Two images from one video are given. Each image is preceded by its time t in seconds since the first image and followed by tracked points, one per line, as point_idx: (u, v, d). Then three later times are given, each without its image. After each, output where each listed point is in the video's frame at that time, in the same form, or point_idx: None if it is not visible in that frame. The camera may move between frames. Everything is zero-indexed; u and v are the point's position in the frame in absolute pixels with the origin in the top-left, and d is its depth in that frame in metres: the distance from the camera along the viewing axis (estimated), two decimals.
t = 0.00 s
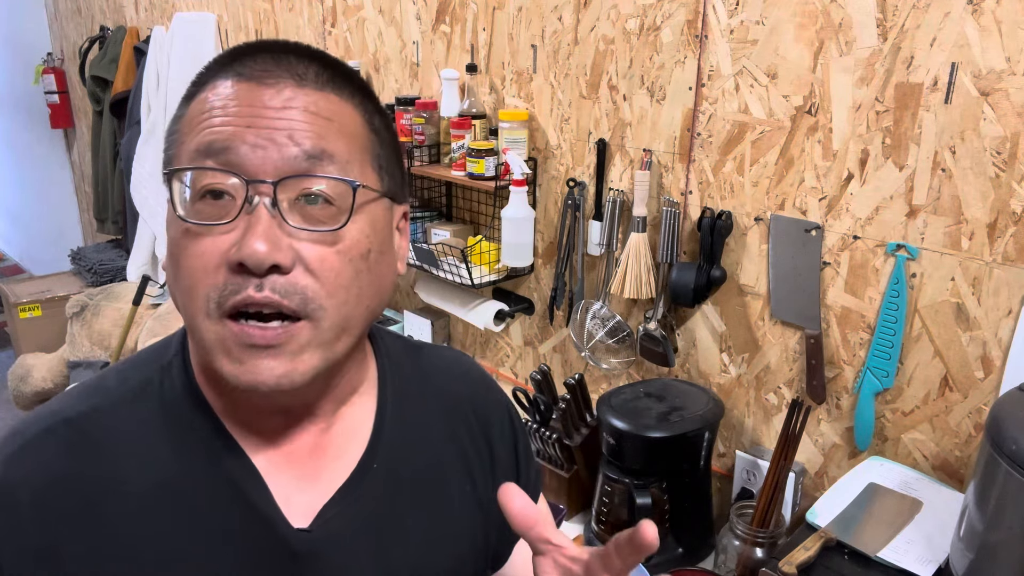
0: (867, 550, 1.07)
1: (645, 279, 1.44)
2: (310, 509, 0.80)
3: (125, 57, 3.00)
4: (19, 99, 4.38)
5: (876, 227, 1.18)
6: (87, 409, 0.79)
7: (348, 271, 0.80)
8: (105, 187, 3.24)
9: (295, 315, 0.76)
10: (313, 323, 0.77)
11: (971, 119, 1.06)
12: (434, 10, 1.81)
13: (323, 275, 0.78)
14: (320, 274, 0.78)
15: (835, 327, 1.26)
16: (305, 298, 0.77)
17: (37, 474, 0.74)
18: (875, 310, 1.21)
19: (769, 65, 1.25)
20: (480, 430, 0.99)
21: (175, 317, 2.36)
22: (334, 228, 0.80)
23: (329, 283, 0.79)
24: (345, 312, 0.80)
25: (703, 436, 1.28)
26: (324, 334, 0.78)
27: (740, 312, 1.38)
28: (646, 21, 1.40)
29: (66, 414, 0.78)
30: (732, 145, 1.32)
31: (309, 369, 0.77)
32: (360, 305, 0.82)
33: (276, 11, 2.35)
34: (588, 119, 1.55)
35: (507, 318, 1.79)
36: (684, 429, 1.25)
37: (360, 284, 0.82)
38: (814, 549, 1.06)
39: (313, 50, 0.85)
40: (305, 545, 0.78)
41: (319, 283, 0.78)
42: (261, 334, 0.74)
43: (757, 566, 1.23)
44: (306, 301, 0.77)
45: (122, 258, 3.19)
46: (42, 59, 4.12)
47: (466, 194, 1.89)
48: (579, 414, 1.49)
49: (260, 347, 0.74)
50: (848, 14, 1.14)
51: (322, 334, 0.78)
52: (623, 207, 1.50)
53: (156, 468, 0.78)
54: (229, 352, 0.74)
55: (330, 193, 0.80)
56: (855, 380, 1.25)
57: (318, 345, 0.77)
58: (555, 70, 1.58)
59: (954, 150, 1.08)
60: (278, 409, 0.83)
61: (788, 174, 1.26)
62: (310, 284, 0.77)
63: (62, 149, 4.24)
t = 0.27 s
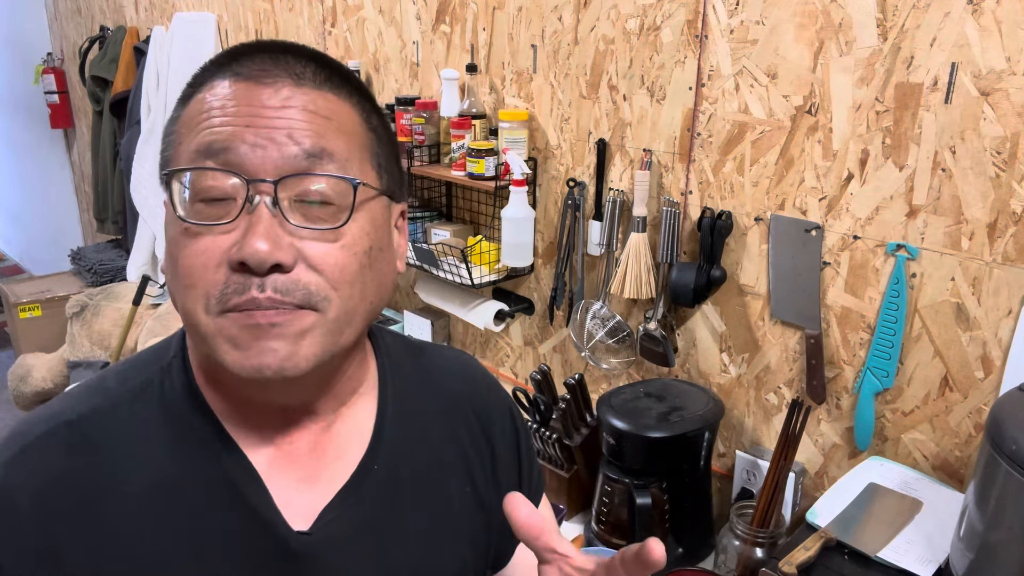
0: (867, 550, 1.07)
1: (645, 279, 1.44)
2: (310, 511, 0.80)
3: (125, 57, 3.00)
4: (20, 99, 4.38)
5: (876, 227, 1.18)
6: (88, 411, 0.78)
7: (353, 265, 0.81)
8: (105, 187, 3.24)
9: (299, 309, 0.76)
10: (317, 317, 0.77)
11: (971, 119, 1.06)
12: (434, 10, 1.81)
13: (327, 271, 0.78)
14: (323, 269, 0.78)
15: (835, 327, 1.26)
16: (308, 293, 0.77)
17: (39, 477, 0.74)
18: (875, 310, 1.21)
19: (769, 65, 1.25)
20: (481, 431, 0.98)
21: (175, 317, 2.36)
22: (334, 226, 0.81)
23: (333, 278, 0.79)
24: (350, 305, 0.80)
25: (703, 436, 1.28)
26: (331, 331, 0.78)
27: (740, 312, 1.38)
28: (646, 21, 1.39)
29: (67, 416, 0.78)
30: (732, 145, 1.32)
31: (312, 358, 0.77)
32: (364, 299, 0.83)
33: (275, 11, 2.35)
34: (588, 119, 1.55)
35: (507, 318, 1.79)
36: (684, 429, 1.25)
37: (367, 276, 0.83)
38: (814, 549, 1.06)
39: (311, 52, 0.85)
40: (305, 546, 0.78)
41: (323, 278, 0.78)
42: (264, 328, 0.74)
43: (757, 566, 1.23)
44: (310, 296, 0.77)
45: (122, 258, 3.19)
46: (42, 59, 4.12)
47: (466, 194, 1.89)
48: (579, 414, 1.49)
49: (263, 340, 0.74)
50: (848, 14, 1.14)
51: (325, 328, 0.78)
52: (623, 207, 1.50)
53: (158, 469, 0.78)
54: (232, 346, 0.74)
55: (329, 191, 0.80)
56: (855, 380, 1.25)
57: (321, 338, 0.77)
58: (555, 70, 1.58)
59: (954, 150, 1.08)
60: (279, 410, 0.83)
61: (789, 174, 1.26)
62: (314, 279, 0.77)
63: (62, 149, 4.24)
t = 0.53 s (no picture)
0: (867, 550, 1.07)
1: (645, 279, 1.44)
2: (314, 510, 0.81)
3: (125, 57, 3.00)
4: (20, 99, 4.38)
5: (876, 227, 1.18)
6: (90, 411, 0.78)
7: (359, 262, 0.81)
8: (105, 188, 3.25)
9: (305, 305, 0.76)
10: (323, 313, 0.77)
11: (971, 119, 1.06)
12: (434, 10, 1.81)
13: (334, 267, 0.79)
14: (330, 266, 0.78)
15: (835, 327, 1.26)
16: (315, 289, 0.77)
17: (43, 478, 0.74)
18: (875, 310, 1.21)
19: (769, 65, 1.25)
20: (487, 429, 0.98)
21: (175, 317, 2.36)
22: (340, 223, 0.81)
23: (340, 275, 0.79)
24: (354, 303, 0.80)
25: (703, 436, 1.28)
26: (336, 327, 0.78)
27: (740, 312, 1.38)
28: (646, 21, 1.40)
29: (70, 416, 0.78)
30: (732, 145, 1.32)
31: (319, 353, 0.76)
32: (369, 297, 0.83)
33: (276, 11, 2.35)
34: (588, 120, 1.55)
35: (506, 318, 1.79)
36: (683, 429, 1.25)
37: (372, 275, 0.83)
38: (814, 549, 1.06)
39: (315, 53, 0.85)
40: (307, 545, 0.78)
41: (330, 274, 0.78)
42: (274, 325, 0.74)
43: (757, 566, 1.23)
44: (317, 291, 0.77)
45: (122, 258, 3.19)
46: (42, 59, 4.12)
47: (466, 195, 1.89)
48: (579, 414, 1.49)
49: (273, 335, 0.74)
50: (848, 14, 1.14)
51: (331, 323, 0.78)
52: (623, 207, 1.50)
53: (161, 469, 0.77)
54: (239, 342, 0.74)
55: (334, 189, 0.81)
56: (855, 380, 1.25)
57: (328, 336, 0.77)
58: (555, 70, 1.58)
59: (954, 150, 1.08)
60: (283, 408, 0.83)
61: (789, 174, 1.26)
62: (321, 275, 0.78)
63: (62, 149, 4.24)
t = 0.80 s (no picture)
0: (867, 550, 1.07)
1: (645, 279, 1.44)
2: (320, 511, 0.81)
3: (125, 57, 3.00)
4: (20, 99, 4.38)
5: (876, 227, 1.18)
6: (97, 412, 0.78)
7: (362, 263, 0.81)
8: (105, 188, 3.25)
9: (308, 311, 0.76)
10: (326, 317, 0.77)
11: (971, 119, 1.06)
12: (434, 10, 1.81)
13: (338, 269, 0.79)
14: (334, 267, 0.78)
15: (835, 327, 1.26)
16: (318, 289, 0.77)
17: (52, 481, 0.73)
18: (875, 310, 1.21)
19: (769, 65, 1.25)
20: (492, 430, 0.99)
21: (175, 317, 2.36)
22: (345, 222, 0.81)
23: (343, 276, 0.79)
24: (355, 305, 0.80)
25: (703, 436, 1.28)
26: (339, 329, 0.78)
27: (740, 312, 1.38)
28: (646, 21, 1.39)
29: (77, 417, 0.77)
30: (732, 145, 1.32)
31: (323, 362, 0.77)
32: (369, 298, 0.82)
33: (275, 11, 2.35)
34: (588, 120, 1.55)
35: (507, 317, 1.79)
36: (684, 429, 1.25)
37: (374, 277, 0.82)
38: (814, 549, 1.06)
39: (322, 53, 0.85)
40: (315, 546, 0.78)
41: (334, 277, 0.78)
42: (273, 331, 0.74)
43: (757, 566, 1.23)
44: (320, 292, 0.77)
45: (122, 258, 3.19)
46: (42, 59, 4.12)
47: (466, 194, 1.89)
48: (579, 414, 1.49)
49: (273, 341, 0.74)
50: (848, 14, 1.14)
51: (334, 331, 0.78)
52: (623, 207, 1.50)
53: (169, 470, 0.77)
54: (242, 347, 0.74)
55: (340, 187, 0.80)
56: (855, 380, 1.25)
57: (332, 340, 0.77)
58: (554, 70, 1.58)
59: (954, 150, 1.08)
60: (290, 410, 0.83)
61: (789, 174, 1.26)
62: (325, 276, 0.78)
63: (63, 149, 4.25)
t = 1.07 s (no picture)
0: (867, 550, 1.07)
1: (645, 279, 1.44)
2: (332, 511, 0.81)
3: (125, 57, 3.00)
4: (20, 99, 4.38)
5: (876, 227, 1.18)
6: (106, 417, 0.78)
7: (371, 268, 0.81)
8: (105, 188, 3.25)
9: (319, 315, 0.76)
10: (336, 324, 0.77)
11: (971, 119, 1.06)
12: (434, 10, 1.81)
13: (347, 274, 0.79)
14: (343, 272, 0.78)
15: (835, 327, 1.26)
16: (329, 296, 0.77)
17: (63, 486, 0.73)
18: (875, 310, 1.21)
19: (769, 65, 1.25)
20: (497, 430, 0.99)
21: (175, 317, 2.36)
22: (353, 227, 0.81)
23: (352, 281, 0.79)
24: (364, 311, 0.80)
25: (703, 436, 1.28)
26: (349, 334, 0.78)
27: (740, 312, 1.38)
28: (646, 21, 1.39)
29: (85, 423, 0.77)
30: (732, 145, 1.32)
31: (332, 367, 0.77)
32: (377, 303, 0.82)
33: (275, 11, 2.35)
34: (588, 120, 1.55)
35: (507, 317, 1.79)
36: (683, 429, 1.25)
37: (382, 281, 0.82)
38: (814, 549, 1.06)
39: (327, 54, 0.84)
40: (329, 546, 0.78)
41: (344, 282, 0.78)
42: (284, 341, 0.74)
43: (757, 566, 1.23)
44: (331, 298, 0.77)
45: (122, 258, 3.19)
46: (42, 59, 4.12)
47: (466, 194, 1.89)
48: (579, 414, 1.49)
49: (287, 351, 0.74)
50: (848, 14, 1.14)
51: (344, 336, 0.78)
52: (623, 207, 1.50)
53: (179, 473, 0.77)
54: (255, 356, 0.74)
55: (348, 192, 0.81)
56: (855, 380, 1.25)
57: (342, 346, 0.78)
58: (554, 70, 1.58)
59: (954, 150, 1.08)
60: (299, 411, 0.84)
61: (789, 174, 1.26)
62: (335, 282, 0.78)
63: (63, 149, 4.24)
